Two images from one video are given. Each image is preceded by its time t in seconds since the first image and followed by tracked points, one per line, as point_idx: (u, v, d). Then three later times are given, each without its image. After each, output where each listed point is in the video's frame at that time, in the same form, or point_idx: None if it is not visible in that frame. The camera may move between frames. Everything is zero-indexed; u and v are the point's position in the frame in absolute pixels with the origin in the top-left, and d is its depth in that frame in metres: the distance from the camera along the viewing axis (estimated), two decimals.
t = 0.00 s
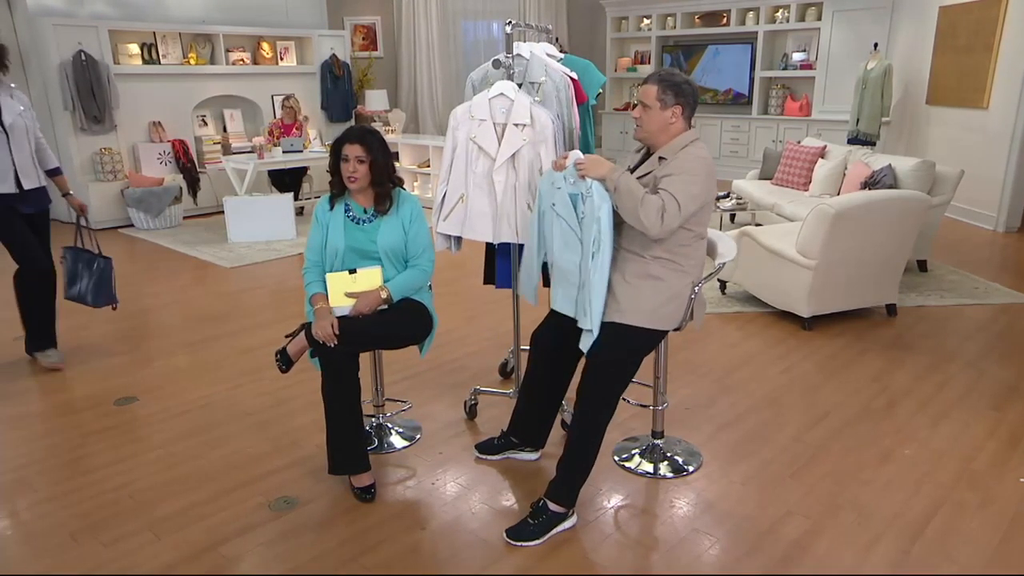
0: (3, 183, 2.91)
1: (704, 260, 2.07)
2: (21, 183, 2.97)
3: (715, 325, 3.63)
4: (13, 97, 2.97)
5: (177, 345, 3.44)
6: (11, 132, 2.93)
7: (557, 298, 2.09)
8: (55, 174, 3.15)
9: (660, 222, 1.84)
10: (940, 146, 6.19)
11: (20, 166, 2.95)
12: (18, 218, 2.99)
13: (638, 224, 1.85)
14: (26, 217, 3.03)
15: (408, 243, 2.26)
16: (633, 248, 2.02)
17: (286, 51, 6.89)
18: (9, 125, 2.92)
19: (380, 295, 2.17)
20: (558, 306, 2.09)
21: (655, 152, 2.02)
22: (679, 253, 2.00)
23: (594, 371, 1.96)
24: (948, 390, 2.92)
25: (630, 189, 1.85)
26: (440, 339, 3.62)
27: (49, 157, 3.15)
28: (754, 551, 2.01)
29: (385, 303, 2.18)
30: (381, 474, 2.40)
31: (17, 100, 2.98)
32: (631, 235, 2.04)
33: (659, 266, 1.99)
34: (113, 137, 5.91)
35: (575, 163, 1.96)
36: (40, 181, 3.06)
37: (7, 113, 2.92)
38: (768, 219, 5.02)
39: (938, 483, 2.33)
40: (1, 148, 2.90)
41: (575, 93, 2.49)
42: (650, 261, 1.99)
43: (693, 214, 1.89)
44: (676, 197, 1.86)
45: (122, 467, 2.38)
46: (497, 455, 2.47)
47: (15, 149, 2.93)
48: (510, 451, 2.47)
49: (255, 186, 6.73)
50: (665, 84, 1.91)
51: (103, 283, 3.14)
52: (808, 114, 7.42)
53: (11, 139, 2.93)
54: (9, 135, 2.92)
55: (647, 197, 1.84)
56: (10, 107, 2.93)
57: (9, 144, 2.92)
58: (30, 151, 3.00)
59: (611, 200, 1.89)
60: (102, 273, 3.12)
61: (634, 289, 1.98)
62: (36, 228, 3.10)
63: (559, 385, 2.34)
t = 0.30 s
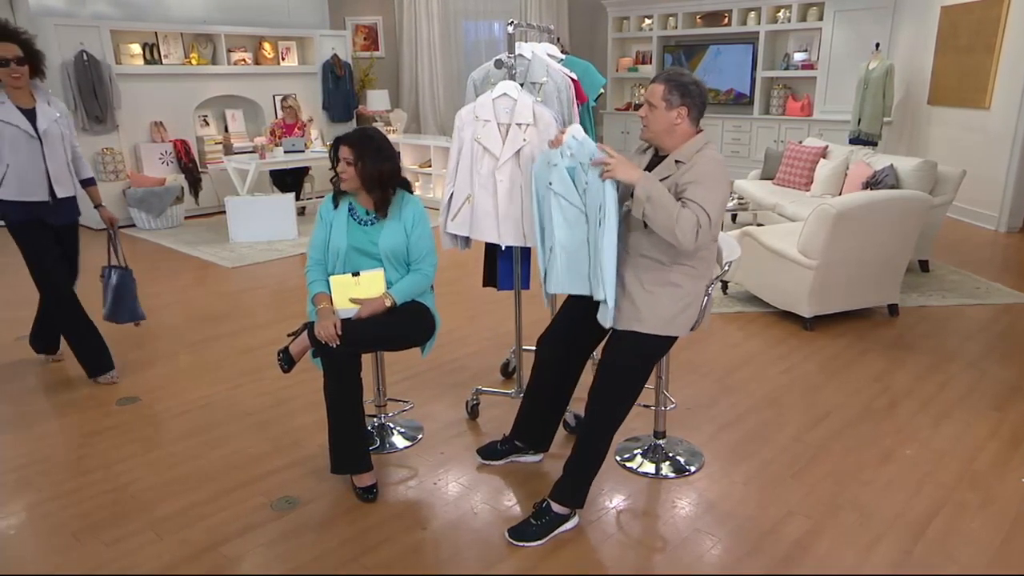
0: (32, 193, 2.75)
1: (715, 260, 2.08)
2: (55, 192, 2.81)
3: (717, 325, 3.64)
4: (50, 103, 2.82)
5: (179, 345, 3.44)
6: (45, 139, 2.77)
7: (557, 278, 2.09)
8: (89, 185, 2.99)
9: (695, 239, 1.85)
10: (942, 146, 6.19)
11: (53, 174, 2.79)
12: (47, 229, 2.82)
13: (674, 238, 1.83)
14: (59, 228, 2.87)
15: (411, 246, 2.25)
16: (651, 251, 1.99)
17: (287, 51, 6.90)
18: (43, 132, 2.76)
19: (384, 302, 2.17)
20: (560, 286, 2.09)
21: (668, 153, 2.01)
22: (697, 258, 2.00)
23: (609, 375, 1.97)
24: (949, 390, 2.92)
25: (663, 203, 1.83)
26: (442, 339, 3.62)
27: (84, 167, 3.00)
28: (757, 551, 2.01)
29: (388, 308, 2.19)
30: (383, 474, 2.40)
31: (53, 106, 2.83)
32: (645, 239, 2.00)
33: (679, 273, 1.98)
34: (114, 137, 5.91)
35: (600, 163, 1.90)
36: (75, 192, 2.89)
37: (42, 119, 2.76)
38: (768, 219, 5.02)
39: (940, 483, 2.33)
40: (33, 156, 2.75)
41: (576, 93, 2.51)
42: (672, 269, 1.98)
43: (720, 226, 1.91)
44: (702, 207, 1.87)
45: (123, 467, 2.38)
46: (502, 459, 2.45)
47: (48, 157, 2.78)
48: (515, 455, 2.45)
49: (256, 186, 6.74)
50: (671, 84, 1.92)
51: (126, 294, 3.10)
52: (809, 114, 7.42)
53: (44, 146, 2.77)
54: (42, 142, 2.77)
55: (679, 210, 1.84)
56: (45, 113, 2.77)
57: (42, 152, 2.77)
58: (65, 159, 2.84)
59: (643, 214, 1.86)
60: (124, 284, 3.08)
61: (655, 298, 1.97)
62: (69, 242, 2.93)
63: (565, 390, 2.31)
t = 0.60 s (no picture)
0: (59, 192, 2.68)
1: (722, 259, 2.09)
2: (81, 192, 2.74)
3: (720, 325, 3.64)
4: (77, 101, 2.75)
5: (181, 345, 3.45)
6: (73, 137, 2.71)
7: (540, 245, 2.05)
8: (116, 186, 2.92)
9: (699, 248, 1.88)
10: (944, 146, 6.18)
11: (81, 174, 2.72)
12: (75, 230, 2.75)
13: (674, 252, 1.89)
14: (88, 229, 2.80)
15: (415, 247, 2.25)
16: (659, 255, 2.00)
17: (290, 51, 6.91)
18: (71, 130, 2.70)
19: (389, 303, 2.17)
20: (541, 253, 2.06)
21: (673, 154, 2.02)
22: (706, 262, 2.00)
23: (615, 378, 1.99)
24: (953, 391, 2.91)
25: (658, 221, 1.89)
26: (444, 339, 3.62)
27: (112, 166, 2.93)
28: (760, 552, 2.00)
29: (394, 309, 2.19)
30: (385, 474, 2.40)
31: (81, 103, 2.76)
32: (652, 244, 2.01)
33: (688, 278, 1.99)
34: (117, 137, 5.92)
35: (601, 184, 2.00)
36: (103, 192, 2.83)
37: (70, 118, 2.69)
38: (771, 219, 5.01)
39: (943, 483, 2.32)
40: (61, 154, 2.68)
41: (579, 93, 2.54)
42: (681, 273, 2.00)
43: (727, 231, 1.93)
44: (705, 215, 1.89)
45: (128, 465, 2.39)
46: (519, 468, 2.41)
47: (75, 155, 2.71)
48: (531, 463, 2.41)
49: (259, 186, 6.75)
50: (680, 83, 1.92)
51: (156, 296, 3.03)
52: (812, 115, 7.42)
53: (72, 144, 2.71)
54: (70, 140, 2.70)
55: (678, 223, 1.88)
56: (73, 111, 2.71)
57: (69, 150, 2.70)
58: (94, 157, 2.78)
59: (643, 233, 1.93)
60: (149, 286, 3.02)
61: (666, 302, 1.98)
62: (98, 242, 2.82)
63: (576, 395, 2.29)
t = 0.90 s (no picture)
0: (84, 205, 2.50)
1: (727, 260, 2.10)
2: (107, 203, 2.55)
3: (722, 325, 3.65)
4: (100, 105, 2.55)
5: (186, 344, 3.46)
6: (96, 146, 2.51)
7: (517, 213, 2.26)
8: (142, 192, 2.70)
9: (700, 248, 1.88)
10: (946, 146, 6.17)
11: (105, 183, 2.53)
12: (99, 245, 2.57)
13: (675, 254, 1.90)
14: (116, 244, 2.59)
15: (420, 247, 2.26)
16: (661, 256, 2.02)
17: (294, 53, 6.94)
18: (93, 138, 2.50)
19: (395, 302, 2.18)
20: (517, 221, 2.26)
21: (676, 155, 2.04)
22: (709, 263, 2.01)
23: (619, 379, 1.99)
24: (954, 391, 2.91)
25: (657, 224, 1.91)
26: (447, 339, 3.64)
27: (138, 173, 2.70)
28: (762, 551, 2.02)
29: (399, 308, 2.19)
30: (389, 473, 2.42)
31: (104, 108, 2.56)
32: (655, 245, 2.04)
33: (692, 279, 2.01)
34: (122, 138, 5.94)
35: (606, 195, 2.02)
36: (130, 202, 2.63)
37: (92, 125, 2.50)
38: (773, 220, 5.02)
39: (944, 483, 2.33)
40: (84, 164, 2.49)
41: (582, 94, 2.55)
42: (684, 274, 2.01)
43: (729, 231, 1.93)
44: (706, 216, 1.90)
45: (135, 464, 2.41)
46: (522, 466, 2.42)
47: (98, 164, 2.52)
48: (534, 462, 2.42)
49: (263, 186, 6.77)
50: (683, 83, 1.93)
51: (175, 309, 2.87)
52: (813, 115, 7.41)
53: (95, 153, 2.51)
54: (93, 149, 2.51)
55: (677, 225, 1.90)
56: (94, 117, 2.50)
57: (93, 160, 2.51)
58: (116, 165, 2.57)
59: (644, 237, 1.96)
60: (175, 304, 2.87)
61: (671, 304, 1.99)
62: (126, 254, 2.61)
63: (579, 395, 2.30)
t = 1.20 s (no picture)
0: (112, 208, 2.45)
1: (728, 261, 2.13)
2: (136, 206, 2.51)
3: (725, 325, 3.68)
4: (129, 106, 2.51)
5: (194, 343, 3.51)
6: (124, 146, 2.46)
7: (526, 218, 2.36)
8: (173, 195, 2.68)
9: (701, 250, 1.91)
10: (943, 150, 6.19)
11: (135, 185, 2.48)
12: (127, 249, 2.53)
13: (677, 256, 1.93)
14: (143, 244, 2.55)
15: (425, 250, 2.29)
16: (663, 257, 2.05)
17: (299, 56, 7.01)
18: (122, 138, 2.45)
19: (401, 302, 2.22)
20: (529, 225, 2.37)
21: (679, 158, 2.07)
22: (710, 264, 2.04)
23: (622, 379, 2.03)
24: (952, 390, 2.94)
25: (659, 227, 1.93)
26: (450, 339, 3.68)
27: (167, 174, 2.67)
28: (761, 547, 2.06)
29: (405, 308, 2.24)
30: (395, 470, 2.46)
31: (133, 109, 2.52)
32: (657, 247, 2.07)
33: (693, 280, 2.04)
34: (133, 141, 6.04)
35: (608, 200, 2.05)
36: (160, 204, 2.59)
37: (120, 125, 2.45)
38: (773, 221, 5.05)
39: (942, 482, 2.36)
40: (113, 166, 2.45)
41: (584, 98, 2.61)
42: (686, 275, 2.04)
43: (729, 233, 1.96)
44: (707, 218, 1.93)
45: (146, 461, 2.46)
46: (525, 464, 2.46)
47: (127, 165, 2.47)
48: (537, 459, 2.46)
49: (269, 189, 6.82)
50: (683, 88, 1.97)
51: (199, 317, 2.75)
52: (812, 118, 7.43)
53: (125, 153, 2.47)
54: (122, 150, 2.46)
55: (679, 227, 1.92)
56: (123, 118, 2.46)
57: (122, 161, 2.46)
58: (147, 167, 2.53)
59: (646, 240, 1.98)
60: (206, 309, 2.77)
61: (673, 305, 2.03)
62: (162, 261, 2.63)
63: (582, 395, 2.33)
